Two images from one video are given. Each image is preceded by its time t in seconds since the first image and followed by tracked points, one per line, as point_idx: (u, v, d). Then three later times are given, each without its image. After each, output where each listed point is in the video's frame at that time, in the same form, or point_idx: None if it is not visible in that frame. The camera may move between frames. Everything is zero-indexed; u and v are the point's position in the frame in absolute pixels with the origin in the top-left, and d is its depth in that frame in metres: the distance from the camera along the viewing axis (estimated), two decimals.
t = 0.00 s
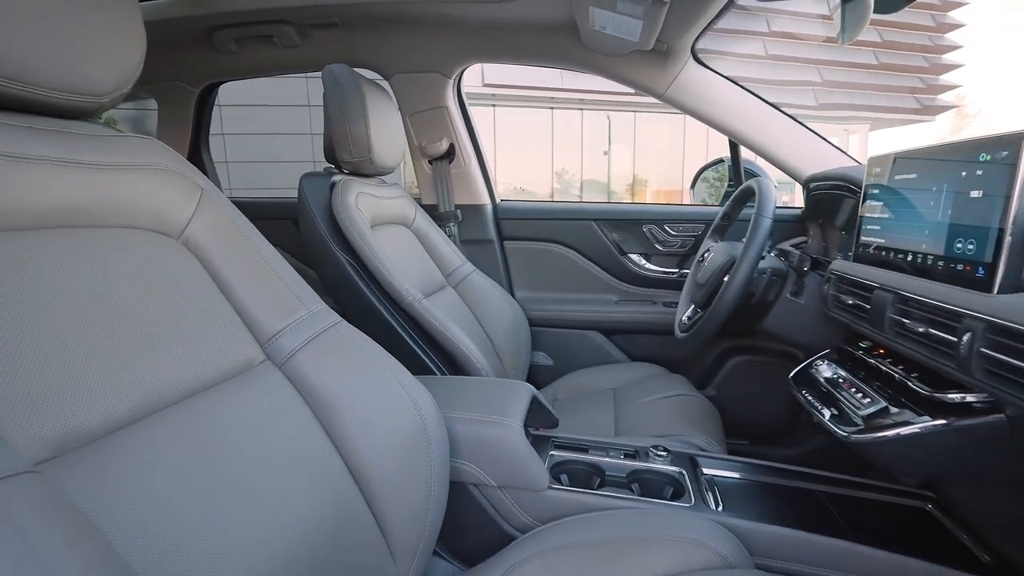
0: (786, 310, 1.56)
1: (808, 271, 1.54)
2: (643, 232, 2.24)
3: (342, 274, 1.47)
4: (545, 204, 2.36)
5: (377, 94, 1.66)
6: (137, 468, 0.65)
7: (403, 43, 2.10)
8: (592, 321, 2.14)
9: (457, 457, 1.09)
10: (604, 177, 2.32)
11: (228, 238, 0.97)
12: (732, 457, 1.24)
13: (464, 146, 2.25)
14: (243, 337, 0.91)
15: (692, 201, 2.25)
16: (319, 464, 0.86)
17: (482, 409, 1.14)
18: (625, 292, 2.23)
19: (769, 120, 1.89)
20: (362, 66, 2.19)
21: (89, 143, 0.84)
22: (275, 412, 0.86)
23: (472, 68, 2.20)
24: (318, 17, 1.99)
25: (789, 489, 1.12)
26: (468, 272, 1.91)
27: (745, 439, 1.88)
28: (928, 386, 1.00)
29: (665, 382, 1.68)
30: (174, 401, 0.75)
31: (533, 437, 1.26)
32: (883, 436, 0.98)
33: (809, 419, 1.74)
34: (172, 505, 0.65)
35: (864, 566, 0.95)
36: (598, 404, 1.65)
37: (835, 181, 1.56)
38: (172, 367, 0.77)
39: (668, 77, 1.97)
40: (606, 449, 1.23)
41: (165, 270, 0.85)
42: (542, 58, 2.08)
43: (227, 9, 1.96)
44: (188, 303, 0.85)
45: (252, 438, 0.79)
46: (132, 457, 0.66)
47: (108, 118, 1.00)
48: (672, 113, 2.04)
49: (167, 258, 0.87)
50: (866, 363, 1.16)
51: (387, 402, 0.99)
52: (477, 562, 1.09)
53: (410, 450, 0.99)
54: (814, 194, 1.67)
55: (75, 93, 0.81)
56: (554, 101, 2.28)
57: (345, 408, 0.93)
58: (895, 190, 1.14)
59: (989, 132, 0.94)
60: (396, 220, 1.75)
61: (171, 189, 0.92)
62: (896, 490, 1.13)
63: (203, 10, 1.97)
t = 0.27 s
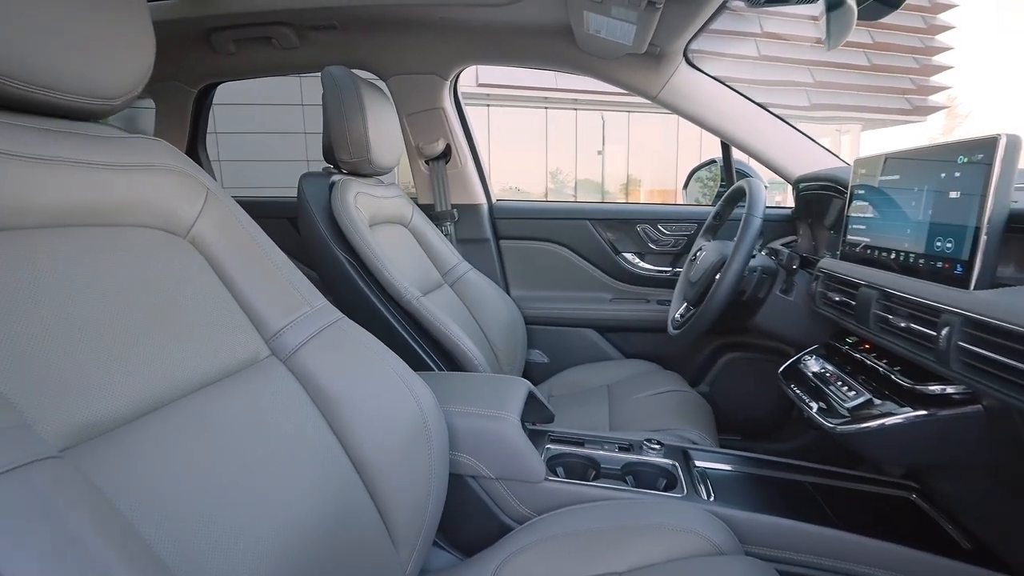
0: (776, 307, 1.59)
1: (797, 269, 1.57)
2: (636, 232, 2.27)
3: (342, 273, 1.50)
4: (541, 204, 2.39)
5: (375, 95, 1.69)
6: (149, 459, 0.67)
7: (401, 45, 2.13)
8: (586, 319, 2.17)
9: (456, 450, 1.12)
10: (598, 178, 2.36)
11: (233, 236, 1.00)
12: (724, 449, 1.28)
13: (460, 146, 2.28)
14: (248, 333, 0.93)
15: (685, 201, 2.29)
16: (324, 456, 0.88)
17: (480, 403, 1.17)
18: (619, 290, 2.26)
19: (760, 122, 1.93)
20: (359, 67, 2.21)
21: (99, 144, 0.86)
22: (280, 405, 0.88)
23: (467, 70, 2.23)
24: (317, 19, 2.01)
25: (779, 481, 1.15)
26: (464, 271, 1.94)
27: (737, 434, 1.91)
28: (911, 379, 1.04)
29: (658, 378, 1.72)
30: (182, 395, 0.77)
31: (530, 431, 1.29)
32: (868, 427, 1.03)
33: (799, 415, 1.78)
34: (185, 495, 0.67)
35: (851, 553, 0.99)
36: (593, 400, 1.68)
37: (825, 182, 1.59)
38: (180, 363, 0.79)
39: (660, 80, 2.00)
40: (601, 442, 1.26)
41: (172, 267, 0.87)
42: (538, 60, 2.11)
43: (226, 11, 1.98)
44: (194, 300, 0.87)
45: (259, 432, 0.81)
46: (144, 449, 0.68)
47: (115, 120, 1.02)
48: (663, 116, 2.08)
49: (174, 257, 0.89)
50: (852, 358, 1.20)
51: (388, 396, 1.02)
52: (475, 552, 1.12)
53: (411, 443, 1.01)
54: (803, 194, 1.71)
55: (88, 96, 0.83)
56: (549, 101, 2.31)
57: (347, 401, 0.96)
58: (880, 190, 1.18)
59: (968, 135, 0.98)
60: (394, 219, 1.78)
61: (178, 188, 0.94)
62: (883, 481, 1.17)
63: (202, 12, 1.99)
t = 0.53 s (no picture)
0: (769, 305, 1.62)
1: (789, 267, 1.59)
2: (631, 231, 2.30)
3: (342, 271, 1.52)
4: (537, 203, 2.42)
5: (374, 96, 1.71)
6: (165, 449, 0.69)
7: (399, 46, 2.15)
8: (583, 317, 2.20)
9: (456, 445, 1.15)
10: (594, 178, 2.39)
11: (240, 235, 1.02)
12: (718, 444, 1.30)
13: (458, 147, 2.30)
14: (255, 328, 0.95)
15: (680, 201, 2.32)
16: (331, 447, 0.90)
17: (480, 398, 1.19)
18: (615, 289, 2.29)
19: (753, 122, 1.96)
20: (358, 67, 2.23)
21: (111, 144, 0.87)
22: (288, 397, 0.90)
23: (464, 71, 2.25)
24: (316, 20, 2.03)
25: (772, 474, 1.18)
26: (462, 270, 1.97)
27: (730, 431, 1.94)
28: (899, 373, 1.07)
29: (654, 375, 1.74)
30: (195, 387, 0.79)
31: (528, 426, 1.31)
32: (855, 419, 1.05)
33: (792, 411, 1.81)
34: (200, 484, 0.69)
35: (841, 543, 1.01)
36: (589, 397, 1.71)
37: (816, 182, 1.62)
38: (193, 356, 0.81)
39: (656, 82, 2.03)
40: (598, 437, 1.28)
41: (183, 264, 0.89)
42: (534, 62, 2.14)
43: (226, 12, 2.00)
44: (204, 296, 0.89)
45: (269, 423, 0.83)
46: (161, 439, 0.70)
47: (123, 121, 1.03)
48: (657, 116, 2.11)
49: (183, 254, 0.90)
50: (841, 353, 1.23)
51: (391, 390, 1.04)
52: (474, 545, 1.14)
53: (413, 436, 1.04)
54: (795, 193, 1.74)
55: (99, 98, 0.85)
56: (544, 101, 2.34)
57: (352, 396, 0.98)
58: (869, 190, 1.21)
59: (952, 136, 1.01)
60: (393, 218, 1.80)
61: (186, 188, 0.96)
62: (872, 474, 1.20)
63: (203, 13, 2.01)
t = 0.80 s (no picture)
0: (761, 302, 1.66)
1: (780, 265, 1.62)
2: (627, 230, 2.34)
3: (343, 269, 1.55)
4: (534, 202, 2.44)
5: (374, 96, 1.74)
6: (181, 437, 0.72)
7: (398, 47, 2.17)
8: (579, 315, 2.23)
9: (456, 437, 1.18)
10: (589, 177, 2.42)
11: (246, 233, 1.04)
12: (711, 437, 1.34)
13: (456, 147, 2.33)
14: (261, 323, 0.97)
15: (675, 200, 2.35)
16: (337, 436, 0.93)
17: (479, 392, 1.22)
18: (610, 287, 2.32)
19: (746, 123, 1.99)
20: (357, 68, 2.26)
21: (123, 143, 0.90)
22: (295, 389, 0.93)
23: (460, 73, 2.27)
24: (316, 22, 2.05)
25: (763, 466, 1.21)
26: (460, 268, 2.00)
27: (724, 426, 1.98)
28: (884, 366, 1.10)
29: (649, 371, 1.78)
30: (208, 379, 0.82)
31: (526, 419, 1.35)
32: (843, 411, 1.09)
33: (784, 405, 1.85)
34: (215, 471, 0.72)
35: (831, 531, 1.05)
36: (585, 392, 1.75)
37: (808, 182, 1.65)
38: (204, 348, 0.84)
39: (651, 83, 2.06)
40: (594, 430, 1.32)
41: (193, 261, 0.91)
42: (531, 63, 2.17)
43: (228, 14, 2.02)
44: (213, 291, 0.91)
45: (278, 413, 0.86)
46: (177, 428, 0.72)
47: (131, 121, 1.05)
48: (652, 117, 2.14)
49: (192, 250, 0.93)
50: (830, 348, 1.26)
51: (393, 383, 1.07)
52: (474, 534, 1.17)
53: (415, 428, 1.07)
54: (786, 193, 1.78)
55: (114, 100, 0.86)
56: (539, 101, 2.36)
57: (356, 389, 1.00)
58: (857, 189, 1.24)
59: (935, 137, 1.04)
60: (392, 217, 1.82)
61: (194, 186, 0.98)
62: (858, 464, 1.23)
63: (204, 14, 2.03)
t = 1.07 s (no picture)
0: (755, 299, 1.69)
1: (773, 261, 1.67)
2: (624, 229, 2.37)
3: (345, 267, 1.57)
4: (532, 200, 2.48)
5: (374, 96, 1.76)
6: (193, 428, 0.74)
7: (398, 48, 2.20)
8: (576, 313, 2.26)
9: (456, 431, 1.20)
10: (585, 178, 2.46)
11: (252, 230, 1.07)
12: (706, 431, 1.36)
13: (455, 147, 2.36)
14: (267, 318, 1.00)
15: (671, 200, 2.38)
16: (341, 428, 0.95)
17: (478, 387, 1.25)
18: (607, 285, 2.35)
19: (742, 123, 2.02)
20: (357, 69, 2.28)
21: (133, 143, 0.92)
22: (300, 382, 0.95)
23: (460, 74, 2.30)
24: (317, 23, 2.08)
25: (757, 458, 1.24)
26: (459, 266, 2.03)
27: (719, 421, 2.01)
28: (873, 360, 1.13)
29: (645, 368, 1.81)
30: (217, 372, 0.84)
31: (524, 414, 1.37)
32: (833, 404, 1.12)
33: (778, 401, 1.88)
34: (226, 461, 0.74)
35: (823, 520, 1.08)
36: (582, 389, 1.78)
37: (799, 180, 1.69)
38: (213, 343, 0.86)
39: (647, 84, 2.09)
40: (591, 424, 1.34)
41: (200, 258, 0.94)
42: (529, 65, 2.19)
43: (230, 16, 2.04)
44: (221, 287, 0.94)
45: (285, 406, 0.88)
46: (189, 419, 0.74)
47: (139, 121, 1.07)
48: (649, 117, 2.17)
49: (200, 247, 0.95)
50: (822, 343, 1.30)
51: (395, 378, 1.10)
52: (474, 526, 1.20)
53: (417, 421, 1.09)
54: (780, 192, 1.81)
55: (127, 101, 0.88)
56: (537, 101, 2.41)
57: (360, 383, 1.03)
58: (848, 188, 1.27)
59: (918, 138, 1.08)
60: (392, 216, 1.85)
61: (201, 185, 1.00)
62: (849, 457, 1.26)
63: (206, 16, 2.05)
